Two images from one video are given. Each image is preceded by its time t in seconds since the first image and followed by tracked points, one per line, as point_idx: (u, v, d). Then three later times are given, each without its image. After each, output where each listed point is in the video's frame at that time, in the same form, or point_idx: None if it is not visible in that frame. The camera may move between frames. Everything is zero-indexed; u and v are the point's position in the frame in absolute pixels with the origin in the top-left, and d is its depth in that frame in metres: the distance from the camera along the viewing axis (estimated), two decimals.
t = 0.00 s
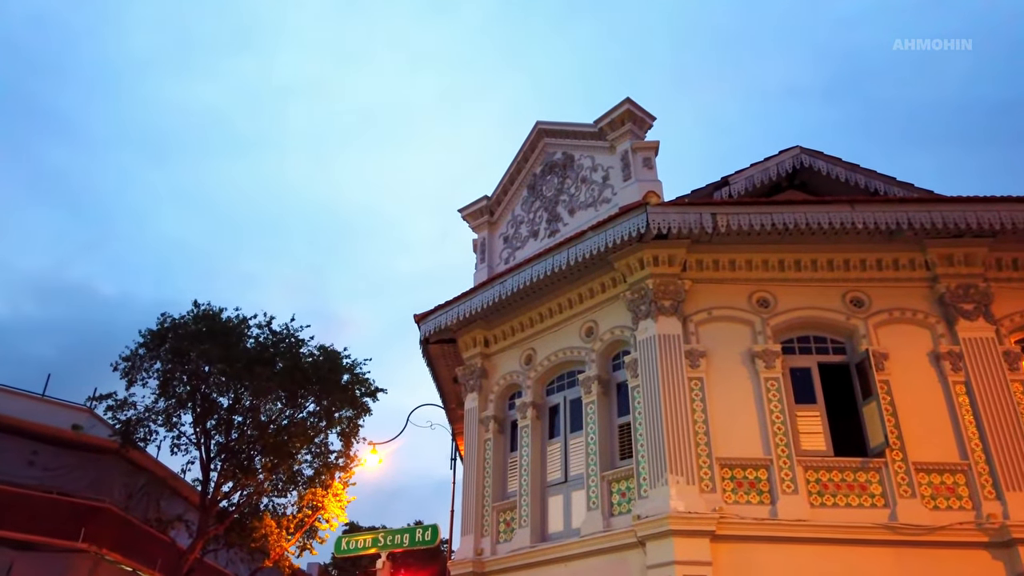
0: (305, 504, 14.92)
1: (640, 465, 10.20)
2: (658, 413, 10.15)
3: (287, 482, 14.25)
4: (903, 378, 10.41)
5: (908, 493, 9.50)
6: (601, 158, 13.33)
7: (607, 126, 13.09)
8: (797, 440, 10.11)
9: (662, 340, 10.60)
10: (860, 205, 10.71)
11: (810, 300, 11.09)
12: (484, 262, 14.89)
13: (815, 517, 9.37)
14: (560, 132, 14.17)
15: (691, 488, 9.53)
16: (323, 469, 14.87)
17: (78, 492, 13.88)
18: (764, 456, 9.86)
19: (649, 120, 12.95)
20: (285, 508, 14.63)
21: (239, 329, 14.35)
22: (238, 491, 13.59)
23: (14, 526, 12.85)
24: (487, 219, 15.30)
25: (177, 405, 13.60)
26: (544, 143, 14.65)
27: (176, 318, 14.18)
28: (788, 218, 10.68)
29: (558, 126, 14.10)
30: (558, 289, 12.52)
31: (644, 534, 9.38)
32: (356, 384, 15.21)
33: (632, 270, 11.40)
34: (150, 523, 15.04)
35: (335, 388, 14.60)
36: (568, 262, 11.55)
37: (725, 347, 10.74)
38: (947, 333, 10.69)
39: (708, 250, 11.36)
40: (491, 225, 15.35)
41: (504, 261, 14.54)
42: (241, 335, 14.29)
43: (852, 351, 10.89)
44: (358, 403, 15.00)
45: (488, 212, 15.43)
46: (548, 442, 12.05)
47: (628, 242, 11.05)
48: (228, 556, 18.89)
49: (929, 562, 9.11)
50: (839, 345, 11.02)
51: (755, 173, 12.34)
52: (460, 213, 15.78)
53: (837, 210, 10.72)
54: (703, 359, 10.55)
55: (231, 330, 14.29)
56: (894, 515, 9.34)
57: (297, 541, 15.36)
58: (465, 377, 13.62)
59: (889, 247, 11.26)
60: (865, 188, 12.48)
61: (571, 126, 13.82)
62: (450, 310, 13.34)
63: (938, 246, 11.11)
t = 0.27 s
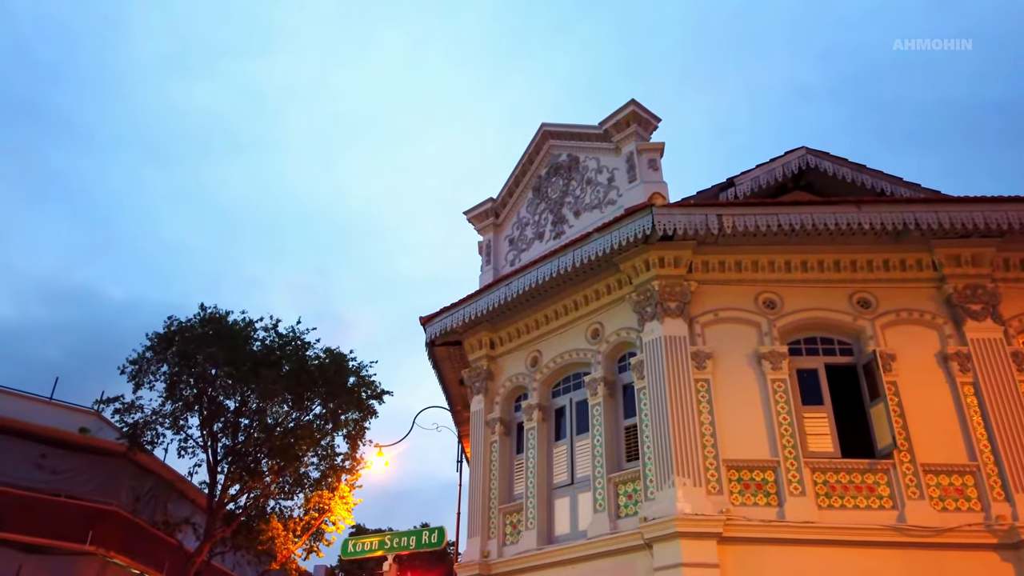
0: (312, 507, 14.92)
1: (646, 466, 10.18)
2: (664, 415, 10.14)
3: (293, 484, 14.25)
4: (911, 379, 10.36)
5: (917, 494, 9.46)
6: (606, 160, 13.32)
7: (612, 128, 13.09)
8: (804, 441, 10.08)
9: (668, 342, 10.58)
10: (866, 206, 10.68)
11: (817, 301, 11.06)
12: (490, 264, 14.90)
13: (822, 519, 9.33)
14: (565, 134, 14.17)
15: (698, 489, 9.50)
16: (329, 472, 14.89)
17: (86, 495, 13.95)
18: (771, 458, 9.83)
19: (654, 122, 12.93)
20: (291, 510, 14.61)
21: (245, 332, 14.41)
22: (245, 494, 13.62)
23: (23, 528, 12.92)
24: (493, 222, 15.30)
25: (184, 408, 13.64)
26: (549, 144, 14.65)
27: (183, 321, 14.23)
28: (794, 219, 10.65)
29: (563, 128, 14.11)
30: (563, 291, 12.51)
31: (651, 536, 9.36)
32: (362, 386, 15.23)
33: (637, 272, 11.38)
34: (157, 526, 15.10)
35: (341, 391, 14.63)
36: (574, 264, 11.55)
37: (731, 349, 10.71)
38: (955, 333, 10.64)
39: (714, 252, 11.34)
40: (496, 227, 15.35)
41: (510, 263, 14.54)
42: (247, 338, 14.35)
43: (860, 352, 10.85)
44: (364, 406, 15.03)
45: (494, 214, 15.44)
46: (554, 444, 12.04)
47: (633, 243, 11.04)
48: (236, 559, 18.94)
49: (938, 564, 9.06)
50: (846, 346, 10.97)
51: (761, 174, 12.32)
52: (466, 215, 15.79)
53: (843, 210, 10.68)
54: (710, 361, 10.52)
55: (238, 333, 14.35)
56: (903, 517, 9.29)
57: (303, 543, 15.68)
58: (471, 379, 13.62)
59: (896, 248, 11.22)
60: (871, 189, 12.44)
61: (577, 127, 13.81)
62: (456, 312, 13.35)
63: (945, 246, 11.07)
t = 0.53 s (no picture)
0: (319, 510, 15.01)
1: (654, 469, 10.15)
2: (671, 417, 10.10)
3: (301, 487, 14.27)
4: (920, 380, 10.31)
5: (926, 496, 9.40)
6: (612, 162, 13.31)
7: (618, 129, 13.08)
8: (813, 443, 10.03)
9: (675, 344, 10.55)
10: (874, 206, 10.63)
11: (825, 302, 11.02)
12: (496, 266, 14.90)
13: (831, 521, 9.28)
14: (571, 136, 14.16)
15: (706, 492, 9.47)
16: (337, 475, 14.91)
17: (95, 499, 14.07)
18: (779, 460, 9.79)
19: (660, 123, 12.92)
20: (298, 513, 14.75)
21: (253, 336, 14.47)
22: (253, 497, 13.64)
23: (30, 532, 12.89)
24: (499, 224, 15.32)
25: (192, 412, 13.67)
26: (555, 146, 14.64)
27: (190, 325, 14.27)
28: (801, 219, 10.61)
29: (569, 130, 14.11)
30: (570, 293, 12.51)
31: (659, 539, 9.32)
32: (369, 389, 15.26)
33: (644, 273, 11.37)
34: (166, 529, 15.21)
35: (348, 394, 14.66)
36: (580, 266, 11.54)
37: (738, 350, 10.67)
38: (964, 334, 10.58)
39: (721, 253, 11.31)
40: (503, 229, 15.36)
41: (516, 265, 14.54)
42: (254, 342, 14.39)
43: (868, 353, 10.80)
44: (371, 409, 15.05)
45: (500, 217, 15.45)
46: (561, 446, 12.02)
47: (640, 245, 11.02)
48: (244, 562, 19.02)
49: (948, 566, 9.01)
50: (854, 347, 10.93)
51: (767, 175, 12.28)
52: (472, 217, 15.79)
53: (851, 211, 10.64)
54: (717, 362, 10.49)
55: (245, 337, 14.41)
56: (912, 519, 9.23)
57: (313, 546, 15.82)
58: (477, 382, 13.62)
59: (904, 248, 11.17)
60: (879, 189, 12.39)
61: (582, 129, 13.81)
62: (462, 314, 13.37)
63: (953, 246, 11.02)
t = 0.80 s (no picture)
0: (325, 512, 15.05)
1: (660, 470, 10.12)
2: (677, 419, 10.08)
3: (307, 490, 14.29)
4: (927, 381, 10.26)
5: (934, 497, 9.35)
6: (617, 163, 13.30)
7: (623, 131, 13.07)
8: (820, 444, 10.00)
9: (681, 345, 10.53)
10: (880, 207, 10.60)
11: (831, 303, 10.98)
12: (501, 268, 14.91)
13: (839, 523, 9.24)
14: (576, 138, 14.16)
15: (712, 494, 9.44)
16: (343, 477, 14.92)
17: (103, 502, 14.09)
18: (786, 461, 9.75)
19: (664, 124, 12.90)
20: (305, 516, 14.70)
21: (259, 339, 14.51)
22: (259, 500, 13.65)
23: (38, 537, 13.01)
24: (504, 226, 15.32)
25: (198, 415, 13.70)
26: (560, 148, 14.64)
27: (197, 328, 14.30)
28: (807, 220, 10.58)
29: (573, 132, 14.11)
30: (575, 295, 12.50)
31: (666, 541, 9.30)
32: (375, 392, 15.27)
33: (649, 275, 11.35)
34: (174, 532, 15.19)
35: (354, 396, 14.67)
36: (585, 267, 11.53)
37: (745, 352, 10.64)
38: (972, 335, 10.53)
39: (726, 254, 11.28)
40: (508, 231, 15.37)
41: (521, 267, 14.54)
42: (260, 345, 14.42)
43: (875, 354, 10.76)
44: (377, 411, 15.06)
45: (505, 219, 15.46)
46: (567, 448, 12.00)
47: (645, 247, 11.01)
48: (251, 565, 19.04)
49: (957, 568, 8.96)
50: (861, 348, 10.89)
51: (773, 176, 12.25)
52: (477, 220, 15.80)
53: (857, 211, 10.60)
54: (723, 364, 10.46)
55: (251, 340, 14.45)
56: (920, 521, 9.19)
57: (318, 548, 15.57)
58: (483, 384, 13.62)
59: (911, 249, 11.13)
60: (885, 189, 12.35)
61: (587, 131, 13.80)
62: (467, 317, 13.37)
63: (960, 247, 10.97)
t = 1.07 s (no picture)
0: (331, 514, 15.11)
1: (666, 472, 10.11)
2: (683, 420, 10.06)
3: (313, 492, 14.31)
4: (934, 381, 10.22)
5: (942, 498, 9.31)
6: (622, 164, 13.30)
7: (627, 132, 13.06)
8: (827, 445, 9.96)
9: (687, 346, 10.51)
10: (886, 207, 10.57)
11: (837, 303, 10.95)
12: (506, 270, 14.91)
13: (846, 524, 9.21)
14: (580, 139, 14.16)
15: (718, 495, 9.42)
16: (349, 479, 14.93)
17: (109, 504, 14.15)
18: (793, 463, 9.72)
19: (669, 125, 12.89)
20: (311, 518, 14.72)
21: (264, 341, 14.56)
22: (265, 502, 13.67)
23: (43, 538, 12.93)
24: (508, 228, 15.33)
25: (204, 417, 13.72)
26: (564, 150, 14.64)
27: (203, 330, 14.36)
28: (813, 221, 10.55)
29: (578, 133, 14.10)
30: (580, 296, 12.49)
31: (672, 542, 9.27)
32: (380, 394, 15.28)
33: (654, 276, 11.34)
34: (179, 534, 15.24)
35: (360, 398, 14.69)
36: (590, 268, 11.52)
37: (750, 353, 10.61)
38: (979, 335, 10.49)
39: (732, 255, 11.25)
40: (512, 233, 15.37)
41: (526, 269, 14.54)
42: (266, 347, 14.48)
43: (881, 355, 10.72)
44: (382, 413, 15.07)
45: (510, 221, 15.46)
46: (572, 449, 11.99)
47: (650, 248, 10.99)
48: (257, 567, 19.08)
49: (966, 569, 8.92)
50: (867, 349, 10.85)
51: (778, 176, 12.23)
52: (482, 221, 15.81)
53: (863, 212, 10.57)
54: (729, 365, 10.44)
55: (257, 342, 14.50)
56: (928, 522, 9.15)
57: (324, 550, 15.82)
58: (488, 386, 13.62)
59: (917, 249, 11.09)
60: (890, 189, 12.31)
61: (591, 132, 13.80)
62: (472, 318, 13.38)
63: (967, 247, 10.94)
